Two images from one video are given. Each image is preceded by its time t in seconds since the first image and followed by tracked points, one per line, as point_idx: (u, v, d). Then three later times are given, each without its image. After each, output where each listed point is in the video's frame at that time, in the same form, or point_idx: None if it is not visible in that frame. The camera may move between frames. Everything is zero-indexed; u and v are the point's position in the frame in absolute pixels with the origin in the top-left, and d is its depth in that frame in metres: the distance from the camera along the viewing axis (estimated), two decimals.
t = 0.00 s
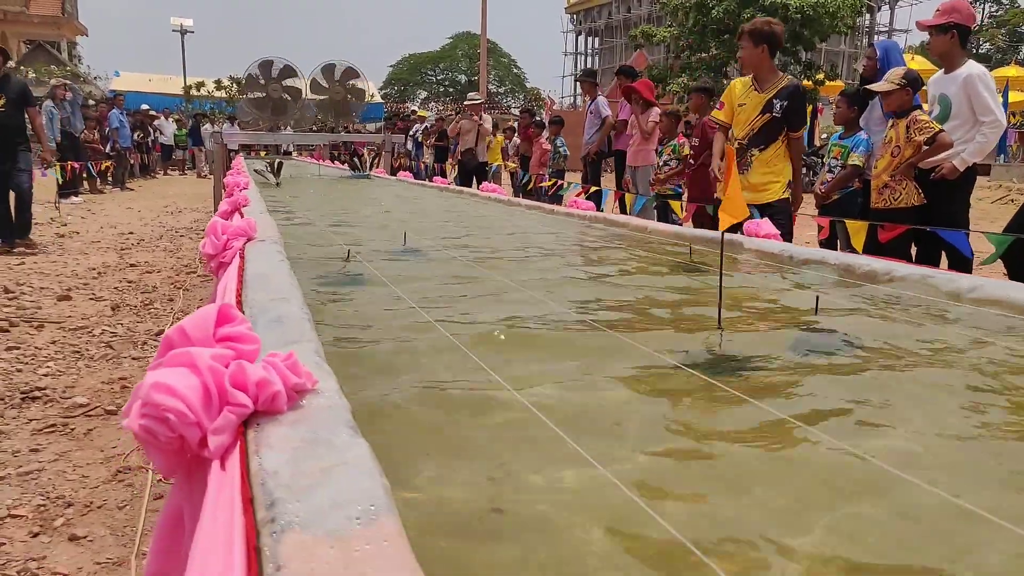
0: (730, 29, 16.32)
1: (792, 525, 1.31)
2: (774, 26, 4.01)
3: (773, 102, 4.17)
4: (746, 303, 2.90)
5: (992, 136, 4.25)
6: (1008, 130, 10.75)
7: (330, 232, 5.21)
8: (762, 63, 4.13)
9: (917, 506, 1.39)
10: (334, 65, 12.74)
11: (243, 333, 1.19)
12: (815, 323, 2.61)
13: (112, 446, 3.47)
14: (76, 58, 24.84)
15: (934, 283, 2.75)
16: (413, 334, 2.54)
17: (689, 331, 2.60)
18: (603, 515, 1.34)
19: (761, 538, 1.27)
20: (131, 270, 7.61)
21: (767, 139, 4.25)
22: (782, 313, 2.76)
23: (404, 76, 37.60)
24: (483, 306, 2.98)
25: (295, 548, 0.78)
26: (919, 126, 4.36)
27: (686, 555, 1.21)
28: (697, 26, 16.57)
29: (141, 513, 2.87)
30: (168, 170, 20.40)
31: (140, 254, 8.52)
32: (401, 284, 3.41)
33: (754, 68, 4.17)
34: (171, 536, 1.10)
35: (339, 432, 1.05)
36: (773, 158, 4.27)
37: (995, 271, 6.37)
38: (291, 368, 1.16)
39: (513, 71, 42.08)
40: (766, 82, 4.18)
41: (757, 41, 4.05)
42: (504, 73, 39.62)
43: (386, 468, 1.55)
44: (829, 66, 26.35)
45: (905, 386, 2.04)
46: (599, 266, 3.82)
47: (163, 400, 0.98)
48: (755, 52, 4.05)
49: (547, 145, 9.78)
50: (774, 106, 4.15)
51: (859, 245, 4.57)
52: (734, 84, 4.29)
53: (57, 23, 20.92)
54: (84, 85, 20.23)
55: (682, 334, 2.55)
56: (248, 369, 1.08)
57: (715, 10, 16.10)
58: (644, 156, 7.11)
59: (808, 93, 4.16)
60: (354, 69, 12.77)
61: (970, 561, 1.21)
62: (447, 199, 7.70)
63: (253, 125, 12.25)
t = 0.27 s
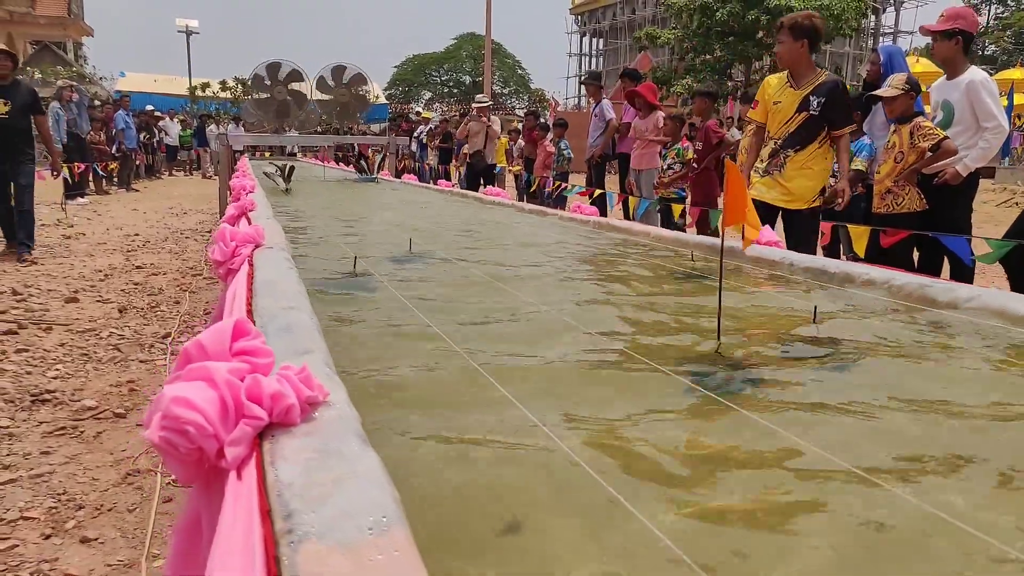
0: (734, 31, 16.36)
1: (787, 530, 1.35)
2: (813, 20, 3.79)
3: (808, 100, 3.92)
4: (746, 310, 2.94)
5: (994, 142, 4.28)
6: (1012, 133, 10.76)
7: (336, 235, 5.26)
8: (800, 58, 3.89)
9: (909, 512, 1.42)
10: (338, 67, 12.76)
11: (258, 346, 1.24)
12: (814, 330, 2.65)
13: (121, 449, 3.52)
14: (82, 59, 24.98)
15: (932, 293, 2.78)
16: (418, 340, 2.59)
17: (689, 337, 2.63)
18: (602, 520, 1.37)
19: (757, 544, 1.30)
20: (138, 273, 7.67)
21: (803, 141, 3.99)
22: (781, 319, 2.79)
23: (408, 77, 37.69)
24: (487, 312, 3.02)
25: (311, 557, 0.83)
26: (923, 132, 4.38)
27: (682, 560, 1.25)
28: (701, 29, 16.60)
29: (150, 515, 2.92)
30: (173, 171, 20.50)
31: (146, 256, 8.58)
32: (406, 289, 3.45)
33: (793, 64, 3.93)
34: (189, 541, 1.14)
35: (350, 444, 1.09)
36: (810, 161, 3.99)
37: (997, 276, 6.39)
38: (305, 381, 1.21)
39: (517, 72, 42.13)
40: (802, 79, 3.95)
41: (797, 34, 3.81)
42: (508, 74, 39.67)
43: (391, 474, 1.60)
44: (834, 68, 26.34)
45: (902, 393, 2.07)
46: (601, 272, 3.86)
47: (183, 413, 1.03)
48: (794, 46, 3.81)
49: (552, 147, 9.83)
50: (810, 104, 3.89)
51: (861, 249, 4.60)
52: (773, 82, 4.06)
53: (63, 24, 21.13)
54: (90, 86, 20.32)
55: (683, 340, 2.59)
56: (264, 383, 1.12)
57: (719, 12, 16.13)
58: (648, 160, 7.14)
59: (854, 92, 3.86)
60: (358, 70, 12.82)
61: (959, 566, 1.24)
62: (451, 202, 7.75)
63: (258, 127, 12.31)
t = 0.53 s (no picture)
0: (739, 34, 16.43)
1: (785, 545, 1.40)
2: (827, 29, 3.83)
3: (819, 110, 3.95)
4: (748, 322, 3.00)
5: (996, 150, 4.32)
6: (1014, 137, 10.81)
7: (343, 243, 5.32)
8: (812, 68, 3.93)
9: (904, 527, 1.47)
10: (346, 71, 12.78)
11: (283, 371, 1.30)
12: (814, 343, 2.70)
13: (134, 456, 3.59)
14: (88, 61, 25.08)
15: (931, 305, 2.84)
16: (428, 351, 2.65)
17: (692, 349, 2.70)
18: (607, 533, 1.42)
19: (755, 557, 1.35)
20: (146, 278, 7.74)
21: (813, 151, 4.02)
22: (782, 331, 2.85)
23: (413, 78, 37.79)
24: (493, 323, 3.08)
25: None
26: (922, 139, 4.43)
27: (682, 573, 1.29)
28: (705, 31, 16.66)
29: (165, 523, 2.98)
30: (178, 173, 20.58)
31: (154, 261, 8.65)
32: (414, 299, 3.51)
33: (804, 73, 3.96)
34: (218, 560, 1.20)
35: (372, 467, 1.16)
36: (821, 170, 4.01)
37: (998, 282, 6.45)
38: (328, 405, 1.27)
39: (521, 73, 42.21)
40: (814, 89, 3.98)
41: (807, 43, 3.84)
42: (512, 75, 39.74)
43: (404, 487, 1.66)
44: (838, 69, 26.39)
45: (899, 407, 2.13)
46: (605, 281, 3.91)
47: (215, 437, 1.09)
48: (804, 55, 3.85)
49: (556, 151, 9.91)
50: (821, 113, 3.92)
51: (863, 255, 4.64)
52: (788, 91, 4.12)
53: (69, 26, 21.31)
54: (96, 88, 20.41)
55: (686, 352, 2.65)
56: (290, 408, 1.18)
57: (723, 14, 16.19)
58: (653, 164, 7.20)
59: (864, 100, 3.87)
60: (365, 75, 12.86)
61: None
62: (456, 208, 7.82)
63: (264, 130, 12.37)
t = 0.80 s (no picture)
0: (740, 33, 16.46)
1: (778, 548, 1.43)
2: (815, 31, 3.83)
3: (810, 113, 3.96)
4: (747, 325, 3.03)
5: (996, 150, 4.35)
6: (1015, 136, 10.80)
7: (345, 244, 5.36)
8: (802, 71, 3.93)
9: (895, 530, 1.50)
10: (347, 72, 12.94)
11: (286, 375, 1.33)
12: (811, 345, 2.73)
13: (139, 457, 3.63)
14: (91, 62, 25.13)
15: (927, 307, 2.86)
16: (430, 353, 2.68)
17: (691, 351, 2.73)
18: (603, 536, 1.45)
19: (748, 559, 1.38)
20: (150, 279, 7.78)
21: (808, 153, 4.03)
22: (780, 334, 2.88)
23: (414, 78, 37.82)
24: (494, 325, 3.11)
25: None
26: (918, 139, 4.45)
27: None
28: (707, 31, 16.68)
29: (169, 523, 3.02)
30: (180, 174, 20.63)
31: (157, 262, 8.70)
32: (416, 301, 3.55)
33: (796, 75, 3.97)
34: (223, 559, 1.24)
35: (373, 468, 1.19)
36: (816, 173, 4.02)
37: (999, 281, 6.46)
38: (330, 408, 1.30)
39: (523, 73, 42.25)
40: (807, 91, 3.99)
41: (797, 45, 3.86)
42: (514, 75, 39.77)
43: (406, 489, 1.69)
44: (839, 68, 26.41)
45: (894, 410, 2.15)
46: (606, 283, 3.95)
47: (220, 441, 1.12)
48: (795, 57, 3.87)
49: (558, 151, 9.94)
50: (813, 116, 3.93)
51: (864, 255, 4.66)
52: (782, 95, 4.13)
53: (71, 27, 21.37)
54: (98, 89, 20.46)
55: (685, 354, 2.68)
56: (294, 412, 1.21)
57: (725, 14, 16.22)
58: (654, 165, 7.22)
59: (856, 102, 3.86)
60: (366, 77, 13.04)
61: None
62: (458, 209, 7.85)
63: (266, 131, 12.40)
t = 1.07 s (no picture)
0: (743, 32, 16.47)
1: (781, 539, 1.42)
2: (815, 26, 3.82)
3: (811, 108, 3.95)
4: (749, 319, 3.03)
5: (998, 148, 4.34)
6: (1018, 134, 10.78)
7: (347, 241, 5.36)
8: (802, 66, 3.92)
9: (898, 520, 1.49)
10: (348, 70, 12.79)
11: (288, 363, 1.33)
12: (813, 340, 2.73)
13: (141, 452, 3.63)
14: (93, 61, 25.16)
15: (929, 302, 2.86)
16: (431, 347, 2.69)
17: (692, 345, 2.73)
18: (604, 526, 1.45)
19: (749, 548, 1.38)
20: (152, 276, 7.79)
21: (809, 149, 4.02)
22: (782, 329, 2.88)
23: (417, 77, 37.82)
24: (496, 320, 3.11)
25: (346, 561, 0.92)
26: (920, 137, 4.44)
27: (677, 565, 1.32)
28: (709, 29, 16.68)
29: (171, 517, 3.02)
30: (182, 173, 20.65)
31: (159, 259, 8.70)
32: (418, 297, 3.55)
33: (796, 71, 3.96)
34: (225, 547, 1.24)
35: (375, 455, 1.19)
36: (817, 169, 4.01)
37: (1002, 280, 6.45)
38: (331, 396, 1.31)
39: (525, 72, 42.27)
40: (807, 87, 3.98)
41: (797, 40, 3.85)
42: (516, 74, 39.77)
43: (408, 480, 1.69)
44: (842, 67, 26.39)
45: (896, 403, 2.15)
46: (608, 279, 3.94)
47: (222, 427, 1.12)
48: (795, 52, 3.86)
49: (560, 149, 9.94)
50: (813, 112, 3.93)
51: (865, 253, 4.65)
52: (784, 91, 4.13)
53: (74, 26, 21.41)
54: (101, 88, 20.47)
55: (687, 348, 2.68)
56: (295, 399, 1.22)
57: (727, 12, 16.21)
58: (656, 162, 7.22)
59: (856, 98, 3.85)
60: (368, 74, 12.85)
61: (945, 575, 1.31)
62: (460, 207, 7.85)
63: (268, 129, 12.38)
